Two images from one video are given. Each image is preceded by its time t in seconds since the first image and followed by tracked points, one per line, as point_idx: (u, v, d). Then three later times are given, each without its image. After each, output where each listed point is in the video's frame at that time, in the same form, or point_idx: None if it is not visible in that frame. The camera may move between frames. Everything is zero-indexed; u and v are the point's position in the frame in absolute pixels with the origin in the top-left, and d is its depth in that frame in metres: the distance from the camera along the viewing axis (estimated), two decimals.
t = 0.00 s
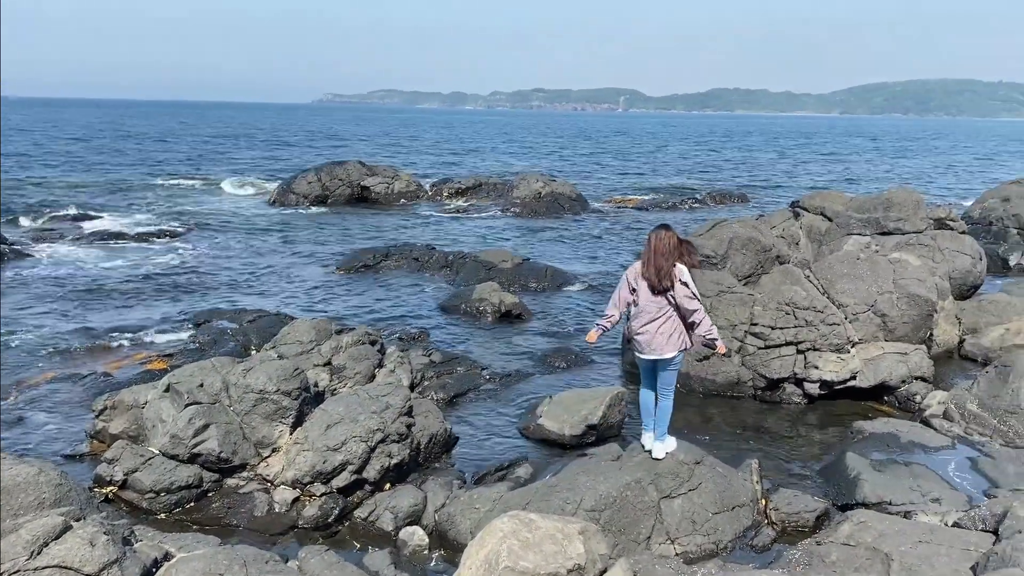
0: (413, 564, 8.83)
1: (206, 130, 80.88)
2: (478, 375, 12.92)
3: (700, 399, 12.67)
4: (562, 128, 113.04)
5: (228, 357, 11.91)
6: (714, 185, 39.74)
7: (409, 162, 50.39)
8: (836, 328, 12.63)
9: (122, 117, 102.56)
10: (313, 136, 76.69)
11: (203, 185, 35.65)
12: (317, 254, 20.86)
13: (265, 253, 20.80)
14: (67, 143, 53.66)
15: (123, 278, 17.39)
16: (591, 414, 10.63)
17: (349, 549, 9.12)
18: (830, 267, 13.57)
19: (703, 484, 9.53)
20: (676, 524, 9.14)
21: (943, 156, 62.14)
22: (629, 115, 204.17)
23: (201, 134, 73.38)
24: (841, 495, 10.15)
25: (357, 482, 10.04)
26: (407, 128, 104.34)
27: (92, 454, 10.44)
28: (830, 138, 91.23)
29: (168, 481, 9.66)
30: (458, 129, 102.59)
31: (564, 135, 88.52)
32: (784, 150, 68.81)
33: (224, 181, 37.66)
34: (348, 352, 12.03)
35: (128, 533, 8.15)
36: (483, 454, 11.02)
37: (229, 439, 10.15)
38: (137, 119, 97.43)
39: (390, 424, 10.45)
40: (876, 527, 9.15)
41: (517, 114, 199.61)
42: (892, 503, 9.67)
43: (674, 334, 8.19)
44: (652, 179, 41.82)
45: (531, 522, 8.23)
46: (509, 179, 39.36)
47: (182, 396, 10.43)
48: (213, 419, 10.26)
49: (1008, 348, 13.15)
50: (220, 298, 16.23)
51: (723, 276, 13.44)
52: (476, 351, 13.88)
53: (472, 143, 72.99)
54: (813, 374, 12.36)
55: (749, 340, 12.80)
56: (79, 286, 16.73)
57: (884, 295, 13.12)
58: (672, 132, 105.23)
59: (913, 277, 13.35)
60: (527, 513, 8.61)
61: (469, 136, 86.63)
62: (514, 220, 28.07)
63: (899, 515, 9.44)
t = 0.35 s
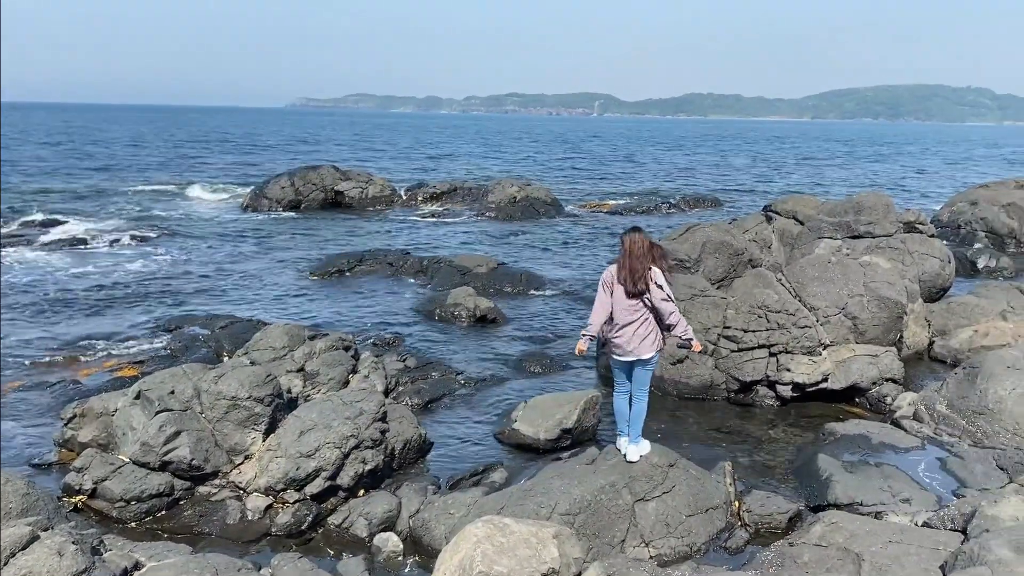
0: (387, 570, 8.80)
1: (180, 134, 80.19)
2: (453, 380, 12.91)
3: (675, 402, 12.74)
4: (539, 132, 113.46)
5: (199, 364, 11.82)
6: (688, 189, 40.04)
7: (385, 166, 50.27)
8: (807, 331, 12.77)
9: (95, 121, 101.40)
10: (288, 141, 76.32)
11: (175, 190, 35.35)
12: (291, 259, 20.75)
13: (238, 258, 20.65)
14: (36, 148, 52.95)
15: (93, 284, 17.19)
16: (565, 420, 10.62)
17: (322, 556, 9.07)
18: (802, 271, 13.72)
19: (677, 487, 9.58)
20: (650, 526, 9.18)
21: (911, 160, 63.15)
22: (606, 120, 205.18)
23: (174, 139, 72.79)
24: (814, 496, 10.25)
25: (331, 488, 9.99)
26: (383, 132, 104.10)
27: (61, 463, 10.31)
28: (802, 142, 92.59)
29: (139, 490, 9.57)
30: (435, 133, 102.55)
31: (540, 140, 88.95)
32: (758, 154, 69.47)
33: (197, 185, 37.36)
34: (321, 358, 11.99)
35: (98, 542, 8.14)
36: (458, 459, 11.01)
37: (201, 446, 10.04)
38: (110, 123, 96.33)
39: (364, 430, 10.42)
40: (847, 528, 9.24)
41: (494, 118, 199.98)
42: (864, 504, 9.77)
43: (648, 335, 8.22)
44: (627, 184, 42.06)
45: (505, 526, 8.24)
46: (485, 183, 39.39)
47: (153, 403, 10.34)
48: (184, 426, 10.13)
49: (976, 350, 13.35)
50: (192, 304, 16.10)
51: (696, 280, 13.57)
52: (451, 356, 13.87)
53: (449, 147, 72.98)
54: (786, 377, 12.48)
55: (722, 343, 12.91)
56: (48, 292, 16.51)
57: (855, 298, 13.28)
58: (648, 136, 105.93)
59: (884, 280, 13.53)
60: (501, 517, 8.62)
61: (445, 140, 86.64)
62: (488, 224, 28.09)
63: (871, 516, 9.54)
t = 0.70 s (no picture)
0: None
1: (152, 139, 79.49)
2: (428, 385, 12.90)
3: (648, 405, 12.82)
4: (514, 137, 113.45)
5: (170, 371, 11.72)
6: (661, 193, 40.34)
7: (360, 171, 50.12)
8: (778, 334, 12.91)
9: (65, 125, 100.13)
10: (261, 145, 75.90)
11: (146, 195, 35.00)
12: (263, 265, 20.64)
13: (210, 263, 20.50)
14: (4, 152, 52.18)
15: (61, 290, 16.97)
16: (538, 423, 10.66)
17: (296, 563, 9.03)
18: (773, 274, 13.90)
19: (650, 489, 9.65)
20: (623, 529, 9.23)
21: (881, 164, 64.03)
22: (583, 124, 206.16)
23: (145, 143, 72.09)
24: (786, 497, 10.36)
25: (304, 495, 9.94)
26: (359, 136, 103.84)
27: (29, 473, 10.16)
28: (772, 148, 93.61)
29: (108, 498, 9.46)
30: (410, 138, 102.51)
31: (515, 145, 88.98)
32: (731, 158, 70.16)
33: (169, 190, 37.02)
34: (295, 364, 11.95)
35: (66, 553, 8.04)
36: (432, 464, 11.01)
37: (172, 454, 9.98)
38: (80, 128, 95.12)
39: (338, 436, 10.39)
40: (818, 528, 9.35)
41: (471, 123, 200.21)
42: (834, 504, 9.89)
43: (623, 339, 8.33)
44: (601, 188, 42.29)
45: (479, 531, 8.25)
46: (459, 187, 39.42)
47: (123, 410, 10.24)
48: (155, 434, 10.06)
49: (944, 351, 13.59)
50: (163, 310, 15.95)
51: (669, 284, 13.69)
52: (426, 361, 13.86)
53: (424, 151, 72.93)
54: (757, 379, 12.61)
55: (695, 346, 13.02)
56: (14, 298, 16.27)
57: (825, 301, 13.47)
58: (622, 140, 106.67)
59: (853, 283, 13.73)
60: (475, 522, 8.63)
61: (421, 144, 86.60)
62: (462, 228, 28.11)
63: (841, 516, 9.66)
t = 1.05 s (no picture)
0: None
1: (116, 144, 78.42)
2: (397, 391, 12.88)
3: (617, 408, 12.90)
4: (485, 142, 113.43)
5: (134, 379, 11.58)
6: (630, 198, 40.68)
7: (329, 177, 49.89)
8: (744, 337, 13.07)
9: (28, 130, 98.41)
10: (228, 151, 75.22)
11: (110, 202, 34.50)
12: (230, 271, 20.46)
13: (175, 270, 20.29)
14: None
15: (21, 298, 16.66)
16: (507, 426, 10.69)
17: (263, 571, 8.96)
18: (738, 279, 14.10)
19: (617, 493, 9.70)
20: (591, 533, 9.28)
21: (845, 169, 65.11)
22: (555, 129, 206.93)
23: (109, 149, 71.02)
24: (752, 498, 10.49)
25: (271, 503, 9.87)
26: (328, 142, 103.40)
27: None
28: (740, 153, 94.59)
29: (71, 509, 9.32)
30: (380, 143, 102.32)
31: (485, 150, 89.02)
32: (700, 163, 70.89)
33: (133, 197, 36.54)
34: (261, 371, 11.90)
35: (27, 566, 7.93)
36: (401, 471, 11.00)
37: (136, 463, 9.88)
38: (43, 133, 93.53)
39: (305, 443, 10.35)
40: (783, 528, 9.48)
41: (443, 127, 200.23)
42: (799, 505, 10.03)
43: (592, 342, 8.41)
44: (570, 193, 42.55)
45: (447, 536, 8.26)
46: (429, 192, 39.41)
47: (86, 419, 10.09)
48: (118, 443, 9.95)
49: (906, 352, 13.84)
50: (128, 317, 15.75)
51: (636, 288, 13.83)
52: (395, 367, 13.84)
53: (394, 157, 72.81)
54: (724, 382, 12.76)
55: (662, 350, 13.12)
56: None
57: (789, 304, 13.69)
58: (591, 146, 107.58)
59: (817, 286, 13.97)
60: (443, 528, 8.63)
61: (391, 149, 86.40)
62: (432, 234, 28.13)
63: (806, 516, 9.79)
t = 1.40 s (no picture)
0: None
1: (85, 148, 77.35)
2: (370, 397, 12.87)
3: (591, 412, 12.96)
4: (462, 146, 113.29)
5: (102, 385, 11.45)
6: (604, 202, 40.85)
7: (302, 181, 49.59)
8: (715, 340, 13.19)
9: None
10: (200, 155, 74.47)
11: (78, 207, 34.02)
12: (201, 277, 20.28)
13: (145, 276, 20.08)
14: None
15: None
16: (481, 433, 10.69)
17: None
18: (710, 282, 14.26)
19: (590, 496, 9.76)
20: (565, 536, 9.32)
21: (817, 173, 65.88)
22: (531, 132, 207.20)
23: (79, 153, 70.03)
24: (723, 500, 10.58)
25: (243, 510, 9.83)
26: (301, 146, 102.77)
27: None
28: (714, 157, 95.17)
29: (39, 520, 8.96)
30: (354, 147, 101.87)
31: (461, 154, 88.99)
32: (674, 168, 71.29)
33: (102, 202, 36.07)
34: (232, 378, 11.85)
35: None
36: (374, 476, 10.98)
37: (106, 471, 9.73)
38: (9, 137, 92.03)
39: (277, 450, 10.32)
40: (754, 529, 9.58)
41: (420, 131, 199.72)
42: (770, 506, 10.13)
43: (569, 345, 8.45)
44: (544, 197, 42.65)
45: (420, 542, 8.26)
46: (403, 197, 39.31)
47: (53, 427, 9.58)
48: (87, 451, 9.70)
49: (875, 354, 14.06)
50: (96, 324, 15.56)
51: (609, 292, 13.92)
52: (368, 373, 13.82)
53: (369, 161, 72.53)
54: (696, 384, 12.87)
55: (635, 352, 13.19)
56: None
57: (760, 307, 13.87)
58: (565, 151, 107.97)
59: (787, 289, 14.16)
60: (417, 533, 8.63)
61: (366, 154, 86.11)
62: (406, 238, 28.08)
63: (776, 517, 9.90)
